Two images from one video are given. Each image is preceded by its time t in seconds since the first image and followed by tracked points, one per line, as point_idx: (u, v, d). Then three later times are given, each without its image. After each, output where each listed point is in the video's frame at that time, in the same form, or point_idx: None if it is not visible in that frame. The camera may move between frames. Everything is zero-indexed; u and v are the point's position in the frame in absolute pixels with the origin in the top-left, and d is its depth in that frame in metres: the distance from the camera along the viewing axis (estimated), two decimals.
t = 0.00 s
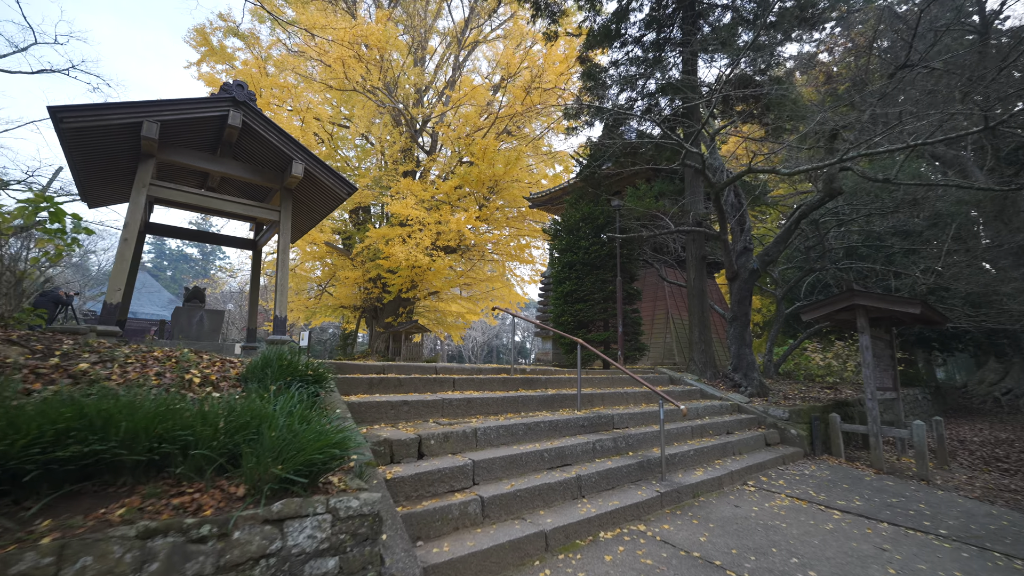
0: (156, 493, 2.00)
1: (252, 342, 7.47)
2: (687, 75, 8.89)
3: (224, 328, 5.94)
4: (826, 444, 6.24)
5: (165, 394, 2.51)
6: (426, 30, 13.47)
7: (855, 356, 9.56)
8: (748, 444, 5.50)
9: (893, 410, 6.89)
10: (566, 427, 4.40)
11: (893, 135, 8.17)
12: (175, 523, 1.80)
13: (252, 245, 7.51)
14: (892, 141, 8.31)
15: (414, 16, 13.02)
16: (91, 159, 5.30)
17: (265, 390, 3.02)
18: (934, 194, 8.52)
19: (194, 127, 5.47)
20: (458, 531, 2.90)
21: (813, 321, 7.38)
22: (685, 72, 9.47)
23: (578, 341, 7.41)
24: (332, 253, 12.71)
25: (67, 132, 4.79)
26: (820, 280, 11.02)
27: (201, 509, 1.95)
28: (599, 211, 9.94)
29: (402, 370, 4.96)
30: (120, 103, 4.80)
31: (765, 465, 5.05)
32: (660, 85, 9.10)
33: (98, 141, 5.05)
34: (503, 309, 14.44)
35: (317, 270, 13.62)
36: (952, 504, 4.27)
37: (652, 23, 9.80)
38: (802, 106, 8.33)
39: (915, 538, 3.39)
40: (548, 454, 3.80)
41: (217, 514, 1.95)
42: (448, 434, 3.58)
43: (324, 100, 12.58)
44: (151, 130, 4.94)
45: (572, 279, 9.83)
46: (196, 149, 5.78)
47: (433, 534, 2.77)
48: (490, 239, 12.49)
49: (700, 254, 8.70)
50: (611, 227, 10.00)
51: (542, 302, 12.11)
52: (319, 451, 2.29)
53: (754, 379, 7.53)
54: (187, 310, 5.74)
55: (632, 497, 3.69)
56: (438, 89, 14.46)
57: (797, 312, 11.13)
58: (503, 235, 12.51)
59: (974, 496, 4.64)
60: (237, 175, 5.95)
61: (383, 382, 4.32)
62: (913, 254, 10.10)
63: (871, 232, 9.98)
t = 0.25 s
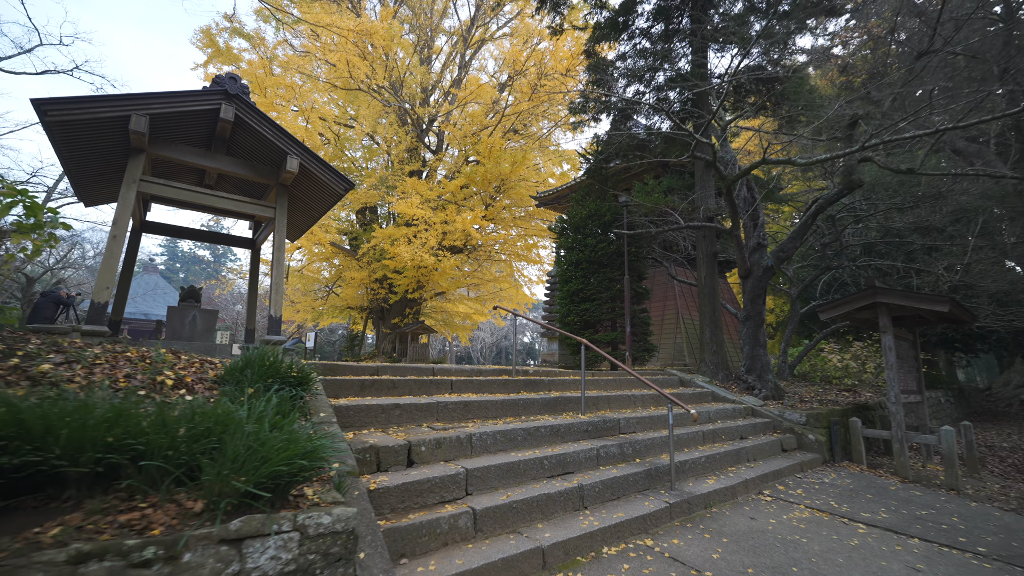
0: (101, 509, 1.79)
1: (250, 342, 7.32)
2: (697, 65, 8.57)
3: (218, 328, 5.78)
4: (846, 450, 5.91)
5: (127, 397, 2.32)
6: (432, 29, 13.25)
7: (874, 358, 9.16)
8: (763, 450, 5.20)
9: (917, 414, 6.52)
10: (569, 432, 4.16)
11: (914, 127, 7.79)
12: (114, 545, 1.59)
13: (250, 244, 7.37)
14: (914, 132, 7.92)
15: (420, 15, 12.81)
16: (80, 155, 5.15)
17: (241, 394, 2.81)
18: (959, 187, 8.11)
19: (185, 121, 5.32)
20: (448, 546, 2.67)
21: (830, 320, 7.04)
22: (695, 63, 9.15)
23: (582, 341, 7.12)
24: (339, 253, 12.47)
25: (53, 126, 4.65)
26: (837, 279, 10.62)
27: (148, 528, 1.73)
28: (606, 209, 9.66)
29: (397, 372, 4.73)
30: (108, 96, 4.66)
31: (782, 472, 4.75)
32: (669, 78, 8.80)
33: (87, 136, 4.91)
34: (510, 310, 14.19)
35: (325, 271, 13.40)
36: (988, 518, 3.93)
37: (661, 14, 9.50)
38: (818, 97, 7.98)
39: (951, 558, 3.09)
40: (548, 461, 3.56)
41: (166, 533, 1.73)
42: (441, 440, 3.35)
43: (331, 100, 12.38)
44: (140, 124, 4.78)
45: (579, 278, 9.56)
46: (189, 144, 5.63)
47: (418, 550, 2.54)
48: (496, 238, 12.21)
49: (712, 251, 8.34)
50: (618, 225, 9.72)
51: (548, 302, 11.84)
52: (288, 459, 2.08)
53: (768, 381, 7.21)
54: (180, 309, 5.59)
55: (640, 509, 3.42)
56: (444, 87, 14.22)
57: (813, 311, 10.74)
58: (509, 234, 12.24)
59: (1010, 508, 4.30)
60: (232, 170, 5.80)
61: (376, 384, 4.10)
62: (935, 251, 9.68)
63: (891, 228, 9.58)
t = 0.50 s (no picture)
0: (40, 533, 1.60)
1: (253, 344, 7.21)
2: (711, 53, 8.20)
3: (216, 330, 5.65)
4: (872, 457, 5.56)
5: (88, 406, 2.14)
6: (440, 28, 12.99)
7: (900, 358, 8.73)
8: (784, 457, 4.88)
9: (950, 419, 6.12)
10: (575, 438, 3.92)
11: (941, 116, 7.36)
12: None
13: (252, 244, 7.26)
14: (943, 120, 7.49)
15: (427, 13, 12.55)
16: (76, 155, 5.06)
17: (218, 402, 2.61)
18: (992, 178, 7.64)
19: (181, 119, 5.19)
20: (438, 567, 2.46)
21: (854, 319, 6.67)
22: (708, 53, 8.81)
23: (588, 342, 6.79)
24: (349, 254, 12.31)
25: (45, 125, 4.54)
26: (860, 276, 10.18)
27: (88, 554, 1.53)
28: (616, 205, 9.37)
29: (395, 375, 4.54)
30: (99, 92, 4.54)
31: (805, 481, 4.44)
32: (681, 69, 8.47)
33: (80, 135, 4.80)
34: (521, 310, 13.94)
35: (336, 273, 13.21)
36: None
37: (672, 3, 9.14)
38: (839, 85, 7.60)
39: None
40: (551, 471, 3.33)
41: (108, 561, 1.54)
42: (437, 449, 3.14)
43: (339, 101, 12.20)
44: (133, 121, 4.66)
45: (589, 277, 9.28)
46: (186, 142, 5.50)
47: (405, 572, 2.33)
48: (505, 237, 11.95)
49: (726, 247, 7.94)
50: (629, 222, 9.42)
51: (558, 302, 11.56)
52: (254, 476, 1.88)
53: (788, 383, 6.86)
54: (177, 311, 5.47)
55: (652, 523, 3.17)
56: (452, 85, 13.94)
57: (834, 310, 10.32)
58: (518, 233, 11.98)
59: None
60: (230, 168, 5.66)
61: (371, 388, 3.90)
62: (965, 246, 9.19)
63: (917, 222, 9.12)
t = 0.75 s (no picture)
0: None
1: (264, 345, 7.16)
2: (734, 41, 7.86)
3: (223, 331, 5.59)
4: (913, 466, 5.16)
5: (58, 411, 2.00)
6: (455, 29, 12.76)
7: (941, 360, 8.18)
8: (817, 465, 4.53)
9: (999, 425, 5.64)
10: (589, 445, 3.66)
11: (980, 103, 6.91)
12: None
13: (263, 245, 7.21)
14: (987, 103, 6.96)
15: (442, 13, 12.32)
16: (83, 156, 5.04)
17: (201, 405, 2.45)
18: None
19: (186, 118, 5.14)
20: None
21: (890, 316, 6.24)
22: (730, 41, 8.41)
23: (604, 342, 6.47)
24: (367, 256, 12.15)
25: (51, 125, 4.51)
26: (894, 272, 9.62)
27: None
28: (633, 201, 9.05)
29: (400, 377, 4.36)
30: (102, 91, 4.49)
31: (840, 492, 4.10)
32: (701, 58, 8.12)
33: (86, 135, 4.77)
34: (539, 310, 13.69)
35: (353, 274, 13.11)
36: None
37: None
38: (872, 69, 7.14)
39: None
40: (562, 481, 3.09)
41: None
42: (438, 456, 2.94)
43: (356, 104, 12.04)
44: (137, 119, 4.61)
45: (605, 275, 8.98)
46: (192, 142, 5.45)
47: None
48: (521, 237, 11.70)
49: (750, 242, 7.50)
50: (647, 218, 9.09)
51: (575, 303, 11.26)
52: (223, 489, 1.71)
53: (818, 385, 6.46)
54: (184, 312, 5.41)
55: (673, 539, 2.90)
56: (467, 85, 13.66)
57: (866, 309, 9.79)
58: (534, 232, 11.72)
59: None
60: (236, 167, 5.58)
61: (374, 391, 3.73)
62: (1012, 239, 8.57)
63: (958, 215, 8.55)
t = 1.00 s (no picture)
0: None
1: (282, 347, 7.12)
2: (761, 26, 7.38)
3: (237, 333, 5.54)
4: (972, 478, 4.70)
5: (29, 417, 1.87)
6: (474, 30, 12.58)
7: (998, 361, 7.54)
8: (864, 477, 4.12)
9: None
10: (610, 454, 3.39)
11: None
12: None
13: (279, 247, 7.18)
14: None
15: (461, 15, 12.13)
16: (100, 160, 5.06)
17: (192, 410, 2.31)
18: None
19: (198, 118, 5.09)
20: None
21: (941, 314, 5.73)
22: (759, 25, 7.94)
23: (627, 342, 6.12)
24: (389, 259, 12.07)
25: (66, 128, 4.52)
26: (942, 268, 8.96)
27: None
28: (657, 196, 8.69)
29: (411, 380, 4.18)
30: (115, 92, 4.48)
31: (892, 508, 3.71)
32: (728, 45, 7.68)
33: (101, 138, 4.76)
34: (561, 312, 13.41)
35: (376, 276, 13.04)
36: None
37: None
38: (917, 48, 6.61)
39: None
40: (580, 494, 2.83)
41: None
42: (444, 465, 2.72)
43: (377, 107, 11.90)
44: (149, 120, 4.58)
45: (629, 274, 8.64)
46: (205, 142, 5.42)
47: None
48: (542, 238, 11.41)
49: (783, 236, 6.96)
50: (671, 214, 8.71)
51: (597, 303, 10.91)
52: (192, 507, 1.54)
53: (861, 389, 5.99)
54: (198, 314, 5.38)
55: (705, 561, 2.60)
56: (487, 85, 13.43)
57: (911, 307, 9.15)
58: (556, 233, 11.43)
59: None
60: (248, 167, 5.52)
61: (382, 394, 3.56)
62: None
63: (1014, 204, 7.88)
